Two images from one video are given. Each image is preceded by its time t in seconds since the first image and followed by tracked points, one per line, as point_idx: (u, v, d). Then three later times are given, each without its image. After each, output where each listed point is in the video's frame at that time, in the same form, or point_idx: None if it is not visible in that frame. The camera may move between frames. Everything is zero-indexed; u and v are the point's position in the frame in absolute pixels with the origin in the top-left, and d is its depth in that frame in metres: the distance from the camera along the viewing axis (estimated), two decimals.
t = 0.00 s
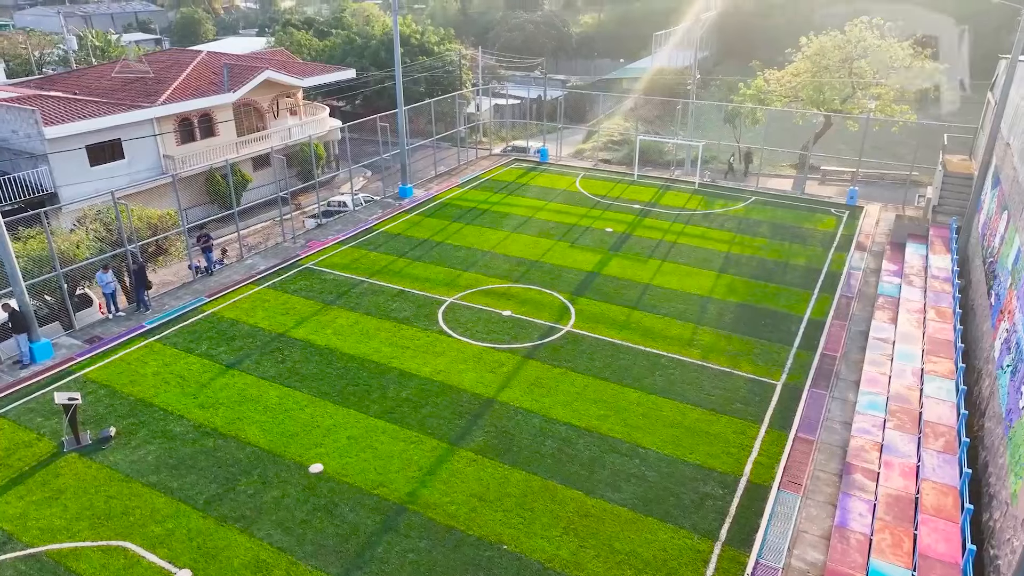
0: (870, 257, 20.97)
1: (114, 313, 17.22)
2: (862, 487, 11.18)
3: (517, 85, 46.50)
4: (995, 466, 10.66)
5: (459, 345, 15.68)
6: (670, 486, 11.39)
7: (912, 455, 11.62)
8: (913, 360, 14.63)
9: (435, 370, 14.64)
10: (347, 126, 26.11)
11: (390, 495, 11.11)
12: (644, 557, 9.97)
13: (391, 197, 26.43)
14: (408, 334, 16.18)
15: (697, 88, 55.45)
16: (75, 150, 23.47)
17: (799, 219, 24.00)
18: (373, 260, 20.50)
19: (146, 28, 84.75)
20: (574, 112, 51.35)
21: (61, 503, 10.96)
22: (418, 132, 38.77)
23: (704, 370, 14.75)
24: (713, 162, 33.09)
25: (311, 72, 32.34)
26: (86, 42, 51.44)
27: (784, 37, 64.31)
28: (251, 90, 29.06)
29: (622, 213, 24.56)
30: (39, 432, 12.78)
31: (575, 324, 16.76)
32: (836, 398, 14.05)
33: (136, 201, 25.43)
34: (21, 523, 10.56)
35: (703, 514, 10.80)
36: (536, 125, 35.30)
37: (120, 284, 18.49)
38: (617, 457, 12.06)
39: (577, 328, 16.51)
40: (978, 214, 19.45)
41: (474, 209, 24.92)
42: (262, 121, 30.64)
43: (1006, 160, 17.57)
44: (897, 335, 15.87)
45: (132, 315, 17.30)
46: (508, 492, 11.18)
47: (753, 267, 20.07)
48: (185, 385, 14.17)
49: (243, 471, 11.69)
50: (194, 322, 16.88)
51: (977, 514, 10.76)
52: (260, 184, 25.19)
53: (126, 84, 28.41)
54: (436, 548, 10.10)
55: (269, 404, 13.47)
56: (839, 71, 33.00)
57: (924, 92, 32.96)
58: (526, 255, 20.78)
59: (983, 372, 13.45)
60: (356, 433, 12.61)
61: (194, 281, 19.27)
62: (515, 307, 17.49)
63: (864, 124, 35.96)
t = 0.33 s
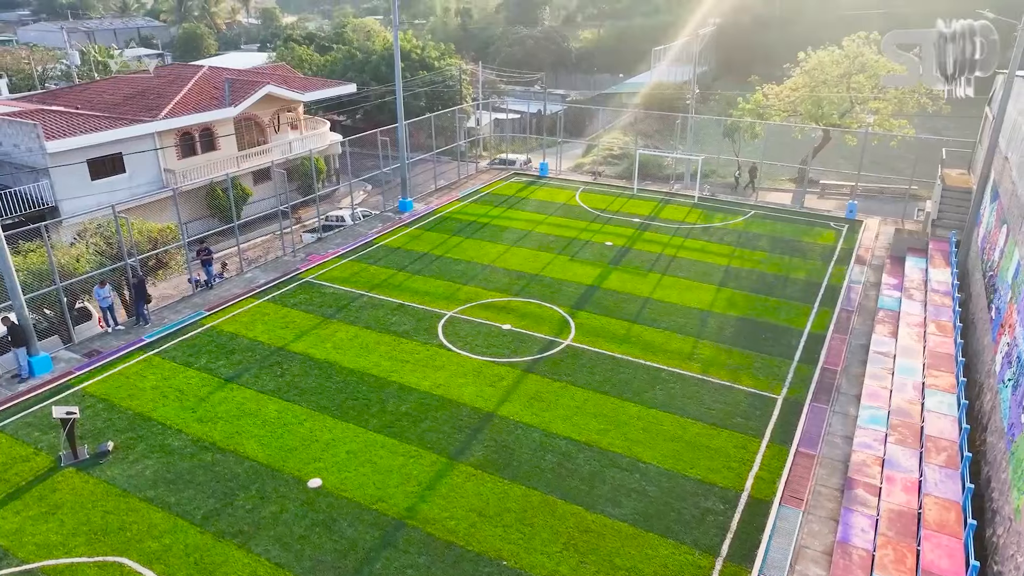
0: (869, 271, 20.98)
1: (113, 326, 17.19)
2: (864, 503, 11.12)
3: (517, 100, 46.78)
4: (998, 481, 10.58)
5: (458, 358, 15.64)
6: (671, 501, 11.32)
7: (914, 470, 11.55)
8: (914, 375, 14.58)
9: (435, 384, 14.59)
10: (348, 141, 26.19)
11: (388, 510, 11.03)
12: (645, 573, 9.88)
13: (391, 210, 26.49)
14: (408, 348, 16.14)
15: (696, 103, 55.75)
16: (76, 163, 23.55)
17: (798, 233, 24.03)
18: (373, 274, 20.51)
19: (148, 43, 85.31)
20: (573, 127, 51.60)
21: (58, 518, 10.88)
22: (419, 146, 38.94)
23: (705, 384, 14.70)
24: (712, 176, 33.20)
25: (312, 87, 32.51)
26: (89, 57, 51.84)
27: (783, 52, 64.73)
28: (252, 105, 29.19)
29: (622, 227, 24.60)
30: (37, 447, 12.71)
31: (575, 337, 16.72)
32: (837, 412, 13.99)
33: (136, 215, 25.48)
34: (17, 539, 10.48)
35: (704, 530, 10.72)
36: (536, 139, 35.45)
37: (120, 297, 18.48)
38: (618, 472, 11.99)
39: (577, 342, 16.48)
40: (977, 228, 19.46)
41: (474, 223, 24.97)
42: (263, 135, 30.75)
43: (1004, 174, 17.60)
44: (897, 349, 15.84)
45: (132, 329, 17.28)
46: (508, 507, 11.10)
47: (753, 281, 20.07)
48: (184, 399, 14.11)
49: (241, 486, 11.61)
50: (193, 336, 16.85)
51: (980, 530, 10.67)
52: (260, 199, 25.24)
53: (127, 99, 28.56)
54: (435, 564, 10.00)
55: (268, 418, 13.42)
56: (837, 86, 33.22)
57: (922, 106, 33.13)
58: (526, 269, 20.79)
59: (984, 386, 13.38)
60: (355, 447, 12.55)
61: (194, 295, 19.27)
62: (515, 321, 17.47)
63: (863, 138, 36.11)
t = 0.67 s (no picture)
0: (870, 284, 20.99)
1: (112, 340, 17.16)
2: (867, 518, 11.06)
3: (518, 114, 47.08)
4: (1001, 497, 10.51)
5: (458, 372, 15.60)
6: (671, 516, 11.24)
7: (916, 485, 11.48)
8: (916, 389, 14.52)
9: (435, 399, 14.54)
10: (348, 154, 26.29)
11: (387, 525, 10.95)
12: None
13: (391, 224, 26.55)
14: (407, 362, 16.11)
15: (695, 117, 56.08)
16: (77, 178, 23.63)
17: (798, 247, 24.06)
18: (373, 288, 20.50)
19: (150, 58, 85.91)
20: (573, 141, 51.81)
21: (54, 534, 10.80)
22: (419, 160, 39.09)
23: (705, 398, 14.65)
24: (712, 190, 33.33)
25: (313, 102, 32.66)
26: (91, 72, 52.20)
27: (781, 67, 65.22)
28: (253, 119, 29.30)
29: (622, 241, 24.63)
30: (34, 461, 12.64)
31: (576, 351, 16.70)
32: (839, 427, 13.92)
33: (137, 228, 25.52)
34: (13, 554, 10.39)
35: (706, 546, 10.64)
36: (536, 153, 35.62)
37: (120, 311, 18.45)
38: (618, 487, 11.92)
39: (577, 356, 16.45)
40: (977, 242, 19.49)
41: (474, 237, 25.01)
42: (264, 149, 30.85)
43: (1003, 188, 17.65)
44: (898, 363, 15.81)
45: (131, 343, 17.24)
46: (507, 523, 11.02)
47: (753, 295, 20.07)
48: (182, 413, 14.06)
49: (239, 501, 11.54)
50: (192, 350, 16.81)
51: (984, 546, 10.58)
52: (260, 213, 25.28)
53: (128, 113, 28.70)
54: None
55: (267, 433, 13.36)
56: (836, 100, 33.38)
57: (920, 121, 33.32)
58: (525, 283, 20.80)
59: (986, 400, 13.33)
60: (354, 462, 12.48)
61: (194, 308, 19.27)
62: (515, 335, 17.44)
63: (861, 152, 36.31)
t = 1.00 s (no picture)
0: (870, 298, 21.00)
1: (111, 354, 17.13)
2: (869, 533, 10.98)
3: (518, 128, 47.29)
4: (1004, 512, 10.44)
5: (458, 386, 15.55)
6: (672, 531, 11.16)
7: (919, 500, 11.40)
8: (918, 403, 14.47)
9: (435, 413, 14.49)
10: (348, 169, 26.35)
11: (387, 541, 10.87)
12: None
13: (392, 238, 26.61)
14: (407, 375, 16.07)
15: (695, 131, 56.33)
16: (78, 192, 23.72)
17: (798, 260, 24.07)
18: (374, 301, 20.49)
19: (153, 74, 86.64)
20: (573, 155, 51.99)
21: (51, 549, 10.73)
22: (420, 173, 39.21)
23: (706, 412, 14.59)
24: (711, 203, 33.40)
25: (314, 116, 32.81)
26: (94, 87, 52.52)
27: (780, 81, 65.64)
28: (255, 133, 29.42)
29: (622, 254, 24.65)
30: (32, 476, 12.58)
31: (576, 365, 16.66)
32: (840, 441, 13.86)
33: (137, 242, 25.58)
34: (9, 570, 10.31)
35: (707, 561, 10.56)
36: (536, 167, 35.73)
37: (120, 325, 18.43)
38: (619, 501, 11.84)
39: (577, 369, 16.41)
40: (977, 255, 19.52)
41: (473, 250, 25.03)
42: (265, 163, 30.95)
43: (1003, 202, 17.70)
44: (899, 377, 15.76)
45: (130, 357, 17.20)
46: (508, 538, 10.95)
47: (753, 308, 20.06)
48: (181, 427, 14.00)
49: (238, 516, 11.47)
50: (191, 364, 16.78)
51: (988, 561, 10.50)
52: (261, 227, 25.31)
53: (130, 128, 28.83)
54: None
55: (266, 447, 13.31)
56: (835, 115, 33.47)
57: (918, 135, 33.46)
58: (525, 296, 20.79)
59: (988, 414, 13.27)
60: (353, 476, 12.42)
61: (193, 322, 19.26)
62: (515, 348, 17.41)
63: (860, 166, 36.44)
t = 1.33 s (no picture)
0: (870, 311, 20.99)
1: (110, 367, 17.09)
2: (872, 549, 10.91)
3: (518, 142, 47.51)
4: (1008, 527, 10.37)
5: (458, 401, 15.50)
6: (673, 547, 11.08)
7: (922, 515, 11.32)
8: (919, 417, 14.41)
9: (435, 427, 14.43)
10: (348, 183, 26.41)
11: (386, 556, 10.79)
12: None
13: (392, 251, 26.62)
14: (407, 389, 16.00)
15: (694, 146, 56.60)
16: (80, 205, 23.80)
17: (798, 274, 24.08)
18: (374, 315, 20.47)
19: (155, 88, 87.18)
20: (573, 169, 52.12)
21: (48, 565, 10.65)
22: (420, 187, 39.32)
23: (707, 427, 14.53)
24: (711, 217, 33.48)
25: (315, 130, 32.93)
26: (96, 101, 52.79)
27: (778, 96, 66.08)
28: (256, 147, 29.53)
29: (622, 268, 24.66)
30: (29, 491, 12.52)
31: (576, 379, 16.60)
32: (841, 455, 13.80)
33: (138, 256, 25.61)
34: None
35: None
36: (536, 181, 35.85)
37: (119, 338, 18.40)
38: (619, 516, 11.78)
39: (577, 383, 16.37)
40: (977, 269, 19.53)
41: (473, 264, 25.05)
42: (266, 177, 31.03)
43: (1002, 216, 17.76)
44: (900, 391, 15.71)
45: (129, 370, 17.17)
46: (508, 553, 10.86)
47: (753, 322, 20.03)
48: (180, 442, 13.93)
49: (236, 531, 11.39)
50: (190, 378, 16.72)
51: None
52: (261, 241, 25.34)
53: (132, 142, 28.95)
54: None
55: (265, 461, 13.25)
56: (834, 129, 33.57)
57: (917, 150, 33.61)
58: (525, 310, 20.77)
59: (989, 429, 13.23)
60: (351, 491, 12.35)
61: (193, 335, 19.25)
62: (515, 362, 17.37)
63: (858, 180, 36.61)
